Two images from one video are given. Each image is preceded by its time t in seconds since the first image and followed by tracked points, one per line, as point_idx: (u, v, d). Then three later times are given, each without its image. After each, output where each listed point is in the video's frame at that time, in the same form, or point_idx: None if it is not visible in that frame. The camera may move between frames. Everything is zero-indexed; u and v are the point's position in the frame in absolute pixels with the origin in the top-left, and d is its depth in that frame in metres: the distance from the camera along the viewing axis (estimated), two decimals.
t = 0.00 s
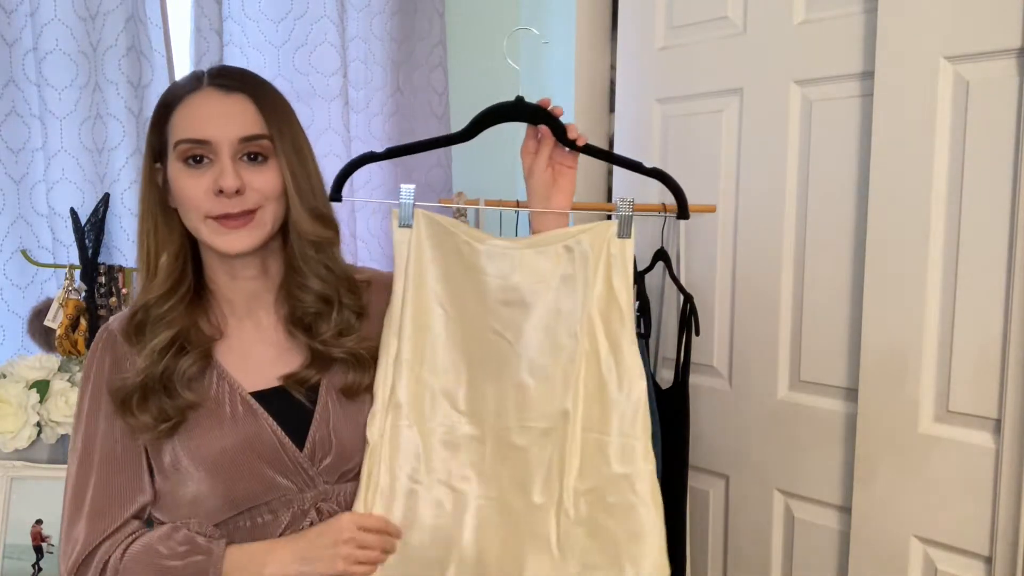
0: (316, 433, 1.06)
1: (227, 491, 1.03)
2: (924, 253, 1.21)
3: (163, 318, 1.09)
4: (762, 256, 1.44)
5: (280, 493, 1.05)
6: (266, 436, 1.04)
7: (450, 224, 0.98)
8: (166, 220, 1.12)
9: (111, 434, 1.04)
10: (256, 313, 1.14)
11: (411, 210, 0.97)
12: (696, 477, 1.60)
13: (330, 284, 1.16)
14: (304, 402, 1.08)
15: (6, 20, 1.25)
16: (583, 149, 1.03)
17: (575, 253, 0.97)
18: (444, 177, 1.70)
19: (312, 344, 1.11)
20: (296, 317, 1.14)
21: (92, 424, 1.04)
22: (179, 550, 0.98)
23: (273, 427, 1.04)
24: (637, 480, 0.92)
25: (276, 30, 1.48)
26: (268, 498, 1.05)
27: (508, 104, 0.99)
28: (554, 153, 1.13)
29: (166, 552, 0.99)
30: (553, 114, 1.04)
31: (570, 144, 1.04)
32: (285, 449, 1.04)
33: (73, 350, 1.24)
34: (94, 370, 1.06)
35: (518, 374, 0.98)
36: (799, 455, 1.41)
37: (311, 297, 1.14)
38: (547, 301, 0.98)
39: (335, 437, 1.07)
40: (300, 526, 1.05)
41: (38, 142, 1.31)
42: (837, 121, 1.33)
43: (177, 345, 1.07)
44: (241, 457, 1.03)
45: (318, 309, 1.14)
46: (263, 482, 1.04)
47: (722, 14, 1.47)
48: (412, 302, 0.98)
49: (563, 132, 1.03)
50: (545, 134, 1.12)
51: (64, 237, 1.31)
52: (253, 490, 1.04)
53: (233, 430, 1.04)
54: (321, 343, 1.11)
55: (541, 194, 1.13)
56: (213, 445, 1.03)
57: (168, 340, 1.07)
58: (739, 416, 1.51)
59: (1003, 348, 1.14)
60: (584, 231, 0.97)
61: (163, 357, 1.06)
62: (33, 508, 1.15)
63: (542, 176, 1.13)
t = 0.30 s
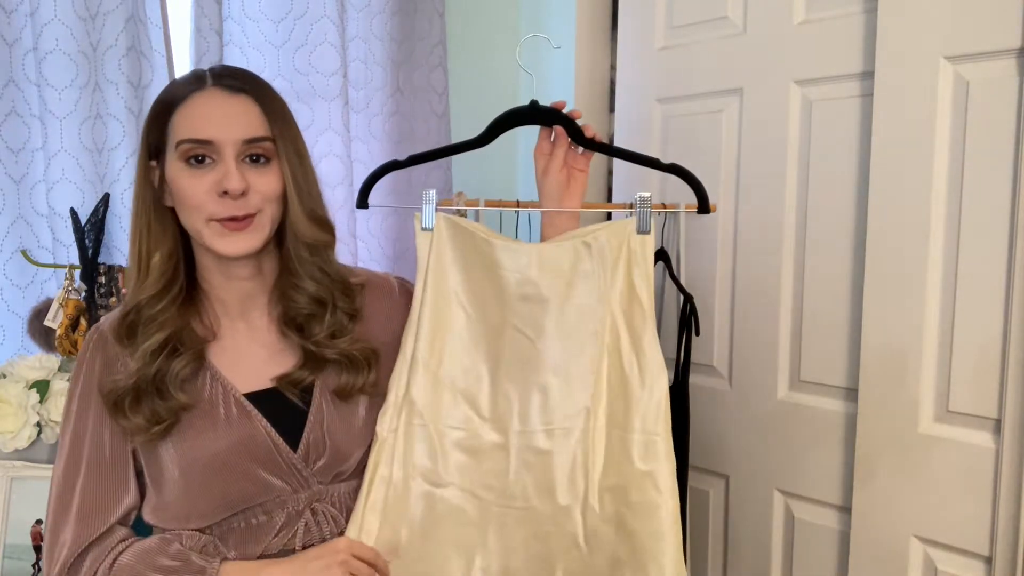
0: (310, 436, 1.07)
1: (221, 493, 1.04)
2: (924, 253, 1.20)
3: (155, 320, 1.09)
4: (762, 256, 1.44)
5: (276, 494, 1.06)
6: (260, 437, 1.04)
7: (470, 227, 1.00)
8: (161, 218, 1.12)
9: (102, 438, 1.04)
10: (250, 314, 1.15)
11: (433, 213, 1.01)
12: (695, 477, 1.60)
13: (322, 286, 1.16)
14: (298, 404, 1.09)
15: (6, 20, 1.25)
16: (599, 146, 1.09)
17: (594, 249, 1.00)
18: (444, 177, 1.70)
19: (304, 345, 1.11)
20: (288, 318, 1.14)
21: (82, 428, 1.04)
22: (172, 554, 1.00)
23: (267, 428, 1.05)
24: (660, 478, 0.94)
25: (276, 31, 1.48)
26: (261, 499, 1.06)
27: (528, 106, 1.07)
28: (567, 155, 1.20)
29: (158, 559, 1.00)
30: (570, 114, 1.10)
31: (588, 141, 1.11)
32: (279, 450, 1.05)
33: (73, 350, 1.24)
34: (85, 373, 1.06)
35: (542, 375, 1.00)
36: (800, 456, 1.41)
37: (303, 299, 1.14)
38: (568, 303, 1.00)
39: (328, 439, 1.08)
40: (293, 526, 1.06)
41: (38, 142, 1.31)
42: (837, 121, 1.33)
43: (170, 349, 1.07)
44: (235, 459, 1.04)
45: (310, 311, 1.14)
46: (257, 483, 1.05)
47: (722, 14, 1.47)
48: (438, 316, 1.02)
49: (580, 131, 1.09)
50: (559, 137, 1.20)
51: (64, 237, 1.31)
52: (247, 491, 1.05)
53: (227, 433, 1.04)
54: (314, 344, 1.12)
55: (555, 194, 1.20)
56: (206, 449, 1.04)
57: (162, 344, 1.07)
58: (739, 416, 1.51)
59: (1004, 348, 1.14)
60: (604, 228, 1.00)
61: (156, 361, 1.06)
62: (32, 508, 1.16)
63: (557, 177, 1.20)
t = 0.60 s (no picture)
0: (313, 434, 1.09)
1: (223, 500, 1.05)
2: (924, 253, 1.21)
3: (156, 333, 1.08)
4: (762, 256, 1.44)
5: (280, 494, 1.07)
6: (263, 436, 1.05)
7: (476, 215, 1.05)
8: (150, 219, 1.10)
9: (101, 450, 1.04)
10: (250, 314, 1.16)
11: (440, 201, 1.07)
12: (695, 477, 1.60)
13: (329, 276, 1.20)
14: (299, 395, 1.12)
15: (6, 20, 1.25)
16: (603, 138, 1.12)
17: (595, 238, 1.02)
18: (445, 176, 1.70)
19: (303, 336, 1.14)
20: (289, 304, 1.17)
21: (81, 440, 1.04)
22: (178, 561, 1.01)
23: (270, 425, 1.06)
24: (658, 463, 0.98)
25: (275, 30, 1.48)
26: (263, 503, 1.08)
27: (534, 99, 1.10)
28: (574, 147, 1.22)
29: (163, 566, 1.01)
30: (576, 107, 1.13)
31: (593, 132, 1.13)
32: (280, 449, 1.06)
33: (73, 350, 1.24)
34: (81, 383, 1.05)
35: (543, 359, 1.03)
36: (800, 455, 1.41)
37: (308, 287, 1.18)
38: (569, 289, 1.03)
39: (331, 434, 1.10)
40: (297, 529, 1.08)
41: (37, 142, 1.31)
42: (837, 121, 1.33)
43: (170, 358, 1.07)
44: (239, 464, 1.05)
45: (313, 298, 1.18)
46: (260, 489, 1.06)
47: (722, 14, 1.47)
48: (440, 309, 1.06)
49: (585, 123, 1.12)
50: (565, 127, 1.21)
51: (65, 237, 1.31)
52: (251, 494, 1.06)
53: (232, 439, 1.05)
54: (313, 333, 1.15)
55: (561, 184, 1.21)
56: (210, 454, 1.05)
57: (163, 354, 1.07)
58: (739, 416, 1.51)
59: (1003, 348, 1.14)
60: (604, 218, 1.03)
61: (156, 371, 1.06)
62: (32, 508, 1.16)
63: (563, 168, 1.21)
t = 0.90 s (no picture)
0: (320, 428, 1.11)
1: (235, 498, 1.07)
2: (924, 253, 1.20)
3: (182, 350, 1.06)
4: (762, 257, 1.44)
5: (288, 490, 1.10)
6: (275, 433, 1.07)
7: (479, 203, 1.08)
8: (163, 219, 1.04)
9: (108, 457, 1.04)
10: (251, 312, 1.17)
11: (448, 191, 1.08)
12: (696, 477, 1.60)
13: (330, 269, 1.23)
14: (303, 383, 1.14)
15: (6, 20, 1.25)
16: (603, 130, 1.12)
17: (591, 225, 1.05)
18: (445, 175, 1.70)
19: (307, 327, 1.18)
20: (291, 297, 1.21)
21: (87, 446, 1.04)
22: (190, 556, 1.02)
23: (279, 423, 1.07)
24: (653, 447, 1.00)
25: (275, 30, 1.48)
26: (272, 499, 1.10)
27: (539, 94, 1.11)
28: (575, 141, 1.22)
29: (174, 560, 1.02)
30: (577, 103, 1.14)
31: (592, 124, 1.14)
32: (290, 444, 1.08)
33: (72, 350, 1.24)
34: (84, 391, 1.05)
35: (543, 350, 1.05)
36: (800, 455, 1.41)
37: (309, 278, 1.21)
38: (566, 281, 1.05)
39: (336, 426, 1.13)
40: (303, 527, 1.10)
41: (37, 142, 1.31)
42: (837, 121, 1.33)
43: (188, 363, 1.06)
44: (251, 465, 1.07)
45: (314, 289, 1.21)
46: (271, 487, 1.08)
47: (723, 14, 1.47)
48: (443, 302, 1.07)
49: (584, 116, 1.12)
50: (569, 121, 1.21)
51: (64, 237, 1.31)
52: (261, 490, 1.08)
53: (244, 437, 1.06)
54: (315, 325, 1.18)
55: (561, 174, 1.21)
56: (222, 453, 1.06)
57: (179, 359, 1.06)
58: (739, 416, 1.50)
59: (1003, 348, 1.14)
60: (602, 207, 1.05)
61: (175, 375, 1.05)
62: (32, 508, 1.16)
63: (565, 159, 1.21)
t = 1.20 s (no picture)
0: (322, 426, 1.11)
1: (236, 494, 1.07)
2: (924, 253, 1.20)
3: (174, 346, 1.06)
4: (763, 257, 1.44)
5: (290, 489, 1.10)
6: (278, 431, 1.07)
7: (474, 206, 1.09)
8: (166, 216, 1.04)
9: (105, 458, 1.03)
10: (252, 312, 1.17)
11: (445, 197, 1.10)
12: (696, 477, 1.60)
13: (330, 270, 1.24)
14: (304, 381, 1.14)
15: (6, 20, 1.25)
16: (598, 132, 1.12)
17: (581, 226, 1.05)
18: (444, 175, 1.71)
19: (308, 326, 1.18)
20: (292, 296, 1.22)
21: (85, 448, 1.03)
22: (202, 550, 1.01)
23: (281, 422, 1.07)
24: (652, 452, 1.00)
25: (275, 30, 1.48)
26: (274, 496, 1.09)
27: (533, 96, 1.12)
28: (570, 142, 1.22)
29: (187, 554, 1.01)
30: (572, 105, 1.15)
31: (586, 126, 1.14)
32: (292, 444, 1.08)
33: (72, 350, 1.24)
34: (79, 395, 1.04)
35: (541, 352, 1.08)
36: (800, 455, 1.41)
37: (311, 278, 1.22)
38: (559, 283, 1.07)
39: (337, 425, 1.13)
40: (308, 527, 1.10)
41: (37, 142, 1.31)
42: (837, 121, 1.33)
43: (181, 360, 1.05)
44: (250, 461, 1.06)
45: (316, 289, 1.22)
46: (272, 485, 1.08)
47: (723, 14, 1.47)
48: (442, 304, 1.09)
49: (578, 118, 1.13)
50: (562, 124, 1.21)
51: (64, 237, 1.31)
52: (264, 487, 1.08)
53: (246, 435, 1.06)
54: (316, 324, 1.19)
55: (557, 175, 1.21)
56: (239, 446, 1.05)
57: (173, 356, 1.05)
58: (739, 416, 1.51)
59: (1003, 348, 1.14)
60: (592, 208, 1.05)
61: (167, 371, 1.05)
62: (32, 508, 1.16)
63: (560, 161, 1.21)
